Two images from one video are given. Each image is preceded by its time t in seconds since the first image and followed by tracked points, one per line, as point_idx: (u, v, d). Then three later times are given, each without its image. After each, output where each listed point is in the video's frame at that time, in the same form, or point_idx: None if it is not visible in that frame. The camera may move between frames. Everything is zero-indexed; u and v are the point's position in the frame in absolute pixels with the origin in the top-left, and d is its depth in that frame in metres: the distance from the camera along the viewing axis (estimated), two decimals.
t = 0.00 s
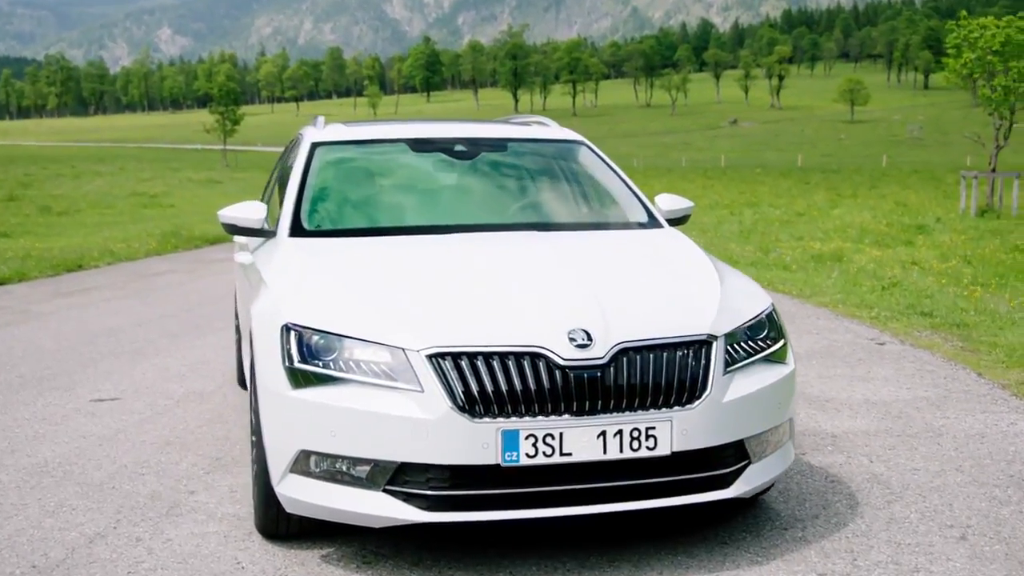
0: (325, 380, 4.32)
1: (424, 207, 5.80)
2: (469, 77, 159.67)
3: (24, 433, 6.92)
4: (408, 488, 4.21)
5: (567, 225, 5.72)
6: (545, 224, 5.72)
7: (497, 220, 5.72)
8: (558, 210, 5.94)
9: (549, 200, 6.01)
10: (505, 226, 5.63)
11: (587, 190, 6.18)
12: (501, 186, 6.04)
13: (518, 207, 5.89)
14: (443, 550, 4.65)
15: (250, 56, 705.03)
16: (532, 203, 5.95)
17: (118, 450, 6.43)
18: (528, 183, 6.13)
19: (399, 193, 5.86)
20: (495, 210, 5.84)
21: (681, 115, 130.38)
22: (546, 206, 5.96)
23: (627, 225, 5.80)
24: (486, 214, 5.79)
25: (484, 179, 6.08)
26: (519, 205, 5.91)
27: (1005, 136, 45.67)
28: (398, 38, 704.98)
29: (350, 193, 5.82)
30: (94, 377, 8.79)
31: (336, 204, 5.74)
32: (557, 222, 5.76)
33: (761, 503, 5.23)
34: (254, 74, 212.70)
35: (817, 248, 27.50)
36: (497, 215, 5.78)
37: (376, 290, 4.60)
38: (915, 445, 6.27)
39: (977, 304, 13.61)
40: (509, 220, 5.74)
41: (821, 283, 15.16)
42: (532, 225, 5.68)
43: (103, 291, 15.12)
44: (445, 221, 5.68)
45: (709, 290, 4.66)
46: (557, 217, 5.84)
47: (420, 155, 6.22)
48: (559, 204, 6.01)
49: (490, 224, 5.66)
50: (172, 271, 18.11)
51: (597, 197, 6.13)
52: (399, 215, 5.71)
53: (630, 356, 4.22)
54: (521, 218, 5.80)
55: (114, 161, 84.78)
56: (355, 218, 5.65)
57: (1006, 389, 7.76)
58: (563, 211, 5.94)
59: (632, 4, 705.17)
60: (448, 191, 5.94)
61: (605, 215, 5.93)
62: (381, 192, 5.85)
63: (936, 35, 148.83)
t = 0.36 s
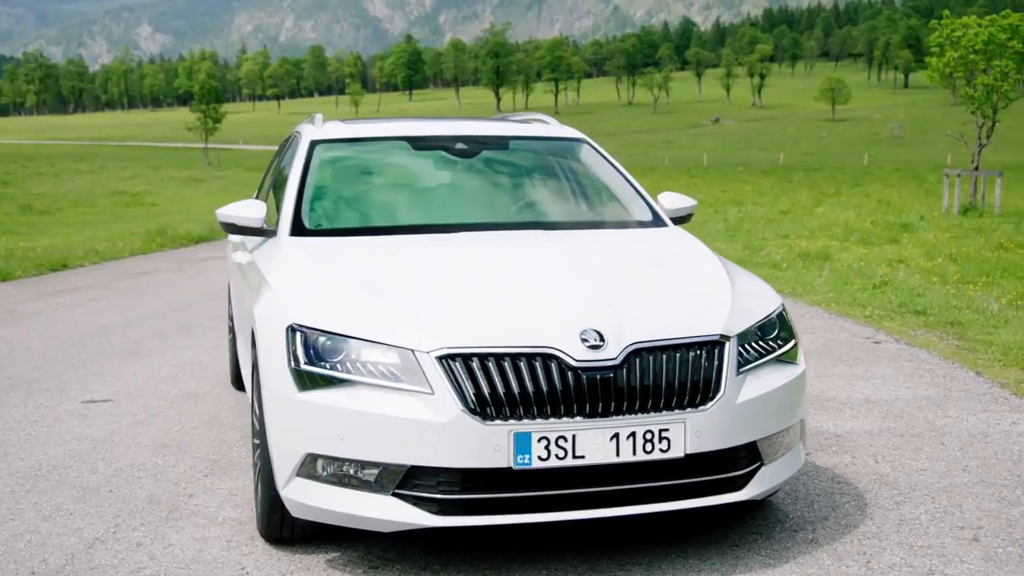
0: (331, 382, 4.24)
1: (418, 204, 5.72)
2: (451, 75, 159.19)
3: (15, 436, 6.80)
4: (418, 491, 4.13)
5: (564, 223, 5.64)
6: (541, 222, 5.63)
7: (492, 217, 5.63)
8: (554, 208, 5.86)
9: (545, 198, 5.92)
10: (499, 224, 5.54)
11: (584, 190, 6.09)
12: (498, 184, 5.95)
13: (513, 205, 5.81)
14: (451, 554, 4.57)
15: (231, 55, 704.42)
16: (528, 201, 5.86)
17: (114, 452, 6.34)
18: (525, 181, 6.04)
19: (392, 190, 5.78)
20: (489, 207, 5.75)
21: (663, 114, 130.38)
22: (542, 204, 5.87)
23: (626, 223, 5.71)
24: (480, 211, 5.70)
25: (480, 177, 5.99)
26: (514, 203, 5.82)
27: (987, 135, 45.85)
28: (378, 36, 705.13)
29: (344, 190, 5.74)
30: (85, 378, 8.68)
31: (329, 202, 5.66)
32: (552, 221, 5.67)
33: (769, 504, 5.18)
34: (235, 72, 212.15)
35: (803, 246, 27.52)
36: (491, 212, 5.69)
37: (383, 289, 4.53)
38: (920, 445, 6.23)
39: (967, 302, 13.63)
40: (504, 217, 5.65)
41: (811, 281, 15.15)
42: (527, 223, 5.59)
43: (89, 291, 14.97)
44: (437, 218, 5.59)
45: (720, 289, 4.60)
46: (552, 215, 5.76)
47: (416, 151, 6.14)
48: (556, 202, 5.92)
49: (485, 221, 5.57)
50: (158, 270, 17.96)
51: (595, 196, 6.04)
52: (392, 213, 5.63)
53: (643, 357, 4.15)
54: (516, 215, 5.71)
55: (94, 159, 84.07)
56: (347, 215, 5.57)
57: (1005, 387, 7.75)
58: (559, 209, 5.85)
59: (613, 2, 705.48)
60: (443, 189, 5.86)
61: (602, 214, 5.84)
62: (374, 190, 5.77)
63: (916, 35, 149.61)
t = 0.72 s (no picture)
0: (339, 383, 4.16)
1: (411, 201, 5.64)
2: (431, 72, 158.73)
3: (8, 438, 6.69)
4: (429, 494, 4.07)
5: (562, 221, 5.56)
6: (536, 220, 5.55)
7: (486, 215, 5.55)
8: (551, 205, 5.78)
9: (543, 196, 5.84)
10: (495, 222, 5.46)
11: (582, 187, 6.00)
12: (494, 180, 5.86)
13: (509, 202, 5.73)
14: (461, 557, 4.51)
15: (211, 52, 705.41)
16: (524, 198, 5.78)
17: (109, 454, 6.24)
18: (521, 177, 5.95)
19: (386, 187, 5.69)
20: (484, 204, 5.67)
21: (644, 111, 130.32)
22: (538, 201, 5.79)
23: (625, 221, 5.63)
24: (474, 209, 5.61)
25: (477, 173, 5.90)
26: (510, 200, 5.74)
27: (969, 131, 46.02)
28: (359, 34, 704.56)
29: (338, 186, 5.67)
30: (76, 379, 8.57)
31: (324, 198, 5.59)
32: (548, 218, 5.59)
33: (778, 504, 5.14)
34: (215, 69, 211.53)
35: (788, 243, 27.54)
36: (486, 209, 5.61)
37: (391, 289, 4.45)
38: (924, 443, 6.20)
39: (956, 298, 13.67)
40: (498, 215, 5.57)
41: (802, 278, 15.15)
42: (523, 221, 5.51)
43: (75, 290, 14.81)
44: (431, 216, 5.51)
45: (733, 287, 4.55)
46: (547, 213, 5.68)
47: (413, 147, 6.06)
48: (553, 199, 5.83)
49: (481, 219, 5.49)
50: (143, 269, 17.81)
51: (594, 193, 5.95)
52: (385, 210, 5.54)
53: (657, 356, 4.10)
54: (511, 213, 5.63)
55: (73, 156, 83.32)
56: (340, 212, 5.50)
57: (1004, 384, 7.75)
58: (556, 206, 5.77)
59: None
60: (438, 185, 5.77)
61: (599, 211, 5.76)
62: (368, 186, 5.69)
63: (896, 32, 150.39)
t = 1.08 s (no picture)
0: (349, 384, 4.10)
1: (409, 199, 5.56)
2: (413, 70, 158.29)
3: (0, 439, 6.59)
4: (441, 496, 4.01)
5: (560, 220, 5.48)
6: (534, 218, 5.48)
7: (482, 214, 5.47)
8: (548, 203, 5.70)
9: (540, 194, 5.76)
10: (491, 221, 5.38)
11: (583, 185, 5.92)
12: (492, 178, 5.79)
13: (507, 199, 5.64)
14: (471, 560, 4.45)
15: (190, 48, 704.86)
16: (526, 197, 5.70)
17: (105, 455, 6.15)
18: (519, 174, 5.87)
19: (382, 186, 5.62)
20: (480, 202, 5.59)
21: (626, 109, 130.34)
22: (536, 198, 5.71)
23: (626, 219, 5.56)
24: (470, 207, 5.54)
25: (474, 170, 5.82)
26: (511, 200, 5.67)
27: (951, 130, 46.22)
28: (339, 31, 704.86)
29: (335, 183, 5.59)
30: (67, 378, 8.46)
31: (321, 196, 5.51)
32: (545, 218, 5.51)
33: (786, 504, 5.10)
34: (195, 66, 210.64)
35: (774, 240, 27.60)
36: (484, 208, 5.53)
37: (400, 288, 4.40)
38: (927, 441, 6.18)
39: (945, 295, 13.70)
40: (495, 214, 5.49)
41: (791, 275, 15.17)
42: (520, 220, 5.44)
43: (60, 289, 14.67)
44: (426, 215, 5.43)
45: (744, 286, 4.50)
46: (544, 212, 5.60)
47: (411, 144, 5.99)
48: (551, 197, 5.75)
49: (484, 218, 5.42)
50: (128, 267, 17.66)
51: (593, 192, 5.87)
52: (381, 208, 5.47)
53: (671, 355, 4.05)
54: (508, 211, 5.55)
55: (52, 154, 82.66)
56: (336, 210, 5.42)
57: (1002, 382, 7.75)
58: (554, 204, 5.69)
59: None
60: (433, 183, 5.70)
61: (596, 210, 5.68)
62: (369, 185, 5.62)
63: (875, 30, 150.98)
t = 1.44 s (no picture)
0: (358, 386, 4.03)
1: (407, 197, 5.49)
2: (392, 68, 157.77)
3: None
4: (454, 499, 3.95)
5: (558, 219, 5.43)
6: (530, 218, 5.43)
7: (478, 213, 5.42)
8: (544, 202, 5.65)
9: (536, 192, 5.70)
10: (488, 220, 5.33)
11: (580, 184, 5.86)
12: (489, 176, 5.73)
13: (503, 198, 5.59)
14: (480, 564, 4.39)
15: (168, 46, 704.74)
16: (526, 197, 5.65)
17: (101, 459, 6.06)
18: (519, 173, 5.82)
19: (378, 184, 5.55)
20: (476, 201, 5.53)
21: (605, 108, 130.36)
22: (532, 197, 5.65)
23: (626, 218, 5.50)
24: (465, 207, 5.48)
25: (471, 169, 5.76)
26: (511, 199, 5.61)
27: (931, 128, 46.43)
28: (318, 30, 703.66)
29: (332, 181, 5.52)
30: (58, 380, 8.35)
31: (319, 194, 5.44)
32: (541, 218, 5.45)
33: (794, 505, 5.07)
34: (173, 64, 209.65)
35: (758, 239, 27.64)
36: (485, 209, 5.47)
37: (409, 288, 4.34)
38: (931, 440, 6.16)
39: (933, 293, 13.77)
40: (491, 214, 5.44)
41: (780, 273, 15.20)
42: (516, 219, 5.39)
43: (46, 289, 14.53)
44: (421, 214, 5.37)
45: (757, 286, 4.46)
46: (539, 211, 5.55)
47: (411, 141, 5.92)
48: (548, 196, 5.70)
49: (485, 218, 5.36)
50: (114, 266, 17.52)
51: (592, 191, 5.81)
52: (377, 207, 5.40)
53: (686, 356, 4.01)
54: (503, 210, 5.50)
55: (28, 153, 82.01)
56: (333, 208, 5.36)
57: (999, 381, 7.78)
58: (550, 202, 5.64)
59: None
60: (430, 181, 5.63)
61: (593, 209, 5.62)
62: (368, 183, 5.55)
63: (853, 29, 151.68)
